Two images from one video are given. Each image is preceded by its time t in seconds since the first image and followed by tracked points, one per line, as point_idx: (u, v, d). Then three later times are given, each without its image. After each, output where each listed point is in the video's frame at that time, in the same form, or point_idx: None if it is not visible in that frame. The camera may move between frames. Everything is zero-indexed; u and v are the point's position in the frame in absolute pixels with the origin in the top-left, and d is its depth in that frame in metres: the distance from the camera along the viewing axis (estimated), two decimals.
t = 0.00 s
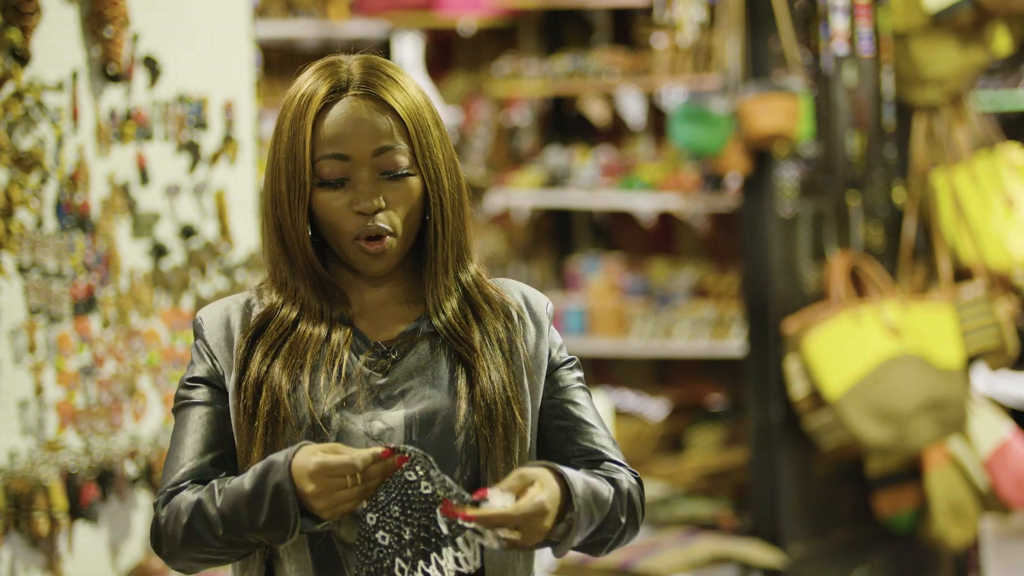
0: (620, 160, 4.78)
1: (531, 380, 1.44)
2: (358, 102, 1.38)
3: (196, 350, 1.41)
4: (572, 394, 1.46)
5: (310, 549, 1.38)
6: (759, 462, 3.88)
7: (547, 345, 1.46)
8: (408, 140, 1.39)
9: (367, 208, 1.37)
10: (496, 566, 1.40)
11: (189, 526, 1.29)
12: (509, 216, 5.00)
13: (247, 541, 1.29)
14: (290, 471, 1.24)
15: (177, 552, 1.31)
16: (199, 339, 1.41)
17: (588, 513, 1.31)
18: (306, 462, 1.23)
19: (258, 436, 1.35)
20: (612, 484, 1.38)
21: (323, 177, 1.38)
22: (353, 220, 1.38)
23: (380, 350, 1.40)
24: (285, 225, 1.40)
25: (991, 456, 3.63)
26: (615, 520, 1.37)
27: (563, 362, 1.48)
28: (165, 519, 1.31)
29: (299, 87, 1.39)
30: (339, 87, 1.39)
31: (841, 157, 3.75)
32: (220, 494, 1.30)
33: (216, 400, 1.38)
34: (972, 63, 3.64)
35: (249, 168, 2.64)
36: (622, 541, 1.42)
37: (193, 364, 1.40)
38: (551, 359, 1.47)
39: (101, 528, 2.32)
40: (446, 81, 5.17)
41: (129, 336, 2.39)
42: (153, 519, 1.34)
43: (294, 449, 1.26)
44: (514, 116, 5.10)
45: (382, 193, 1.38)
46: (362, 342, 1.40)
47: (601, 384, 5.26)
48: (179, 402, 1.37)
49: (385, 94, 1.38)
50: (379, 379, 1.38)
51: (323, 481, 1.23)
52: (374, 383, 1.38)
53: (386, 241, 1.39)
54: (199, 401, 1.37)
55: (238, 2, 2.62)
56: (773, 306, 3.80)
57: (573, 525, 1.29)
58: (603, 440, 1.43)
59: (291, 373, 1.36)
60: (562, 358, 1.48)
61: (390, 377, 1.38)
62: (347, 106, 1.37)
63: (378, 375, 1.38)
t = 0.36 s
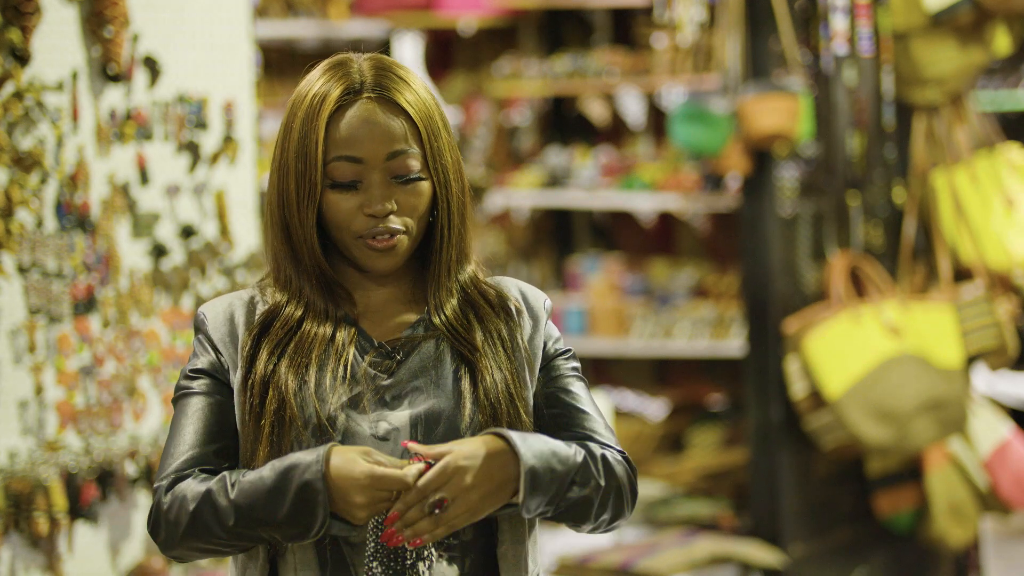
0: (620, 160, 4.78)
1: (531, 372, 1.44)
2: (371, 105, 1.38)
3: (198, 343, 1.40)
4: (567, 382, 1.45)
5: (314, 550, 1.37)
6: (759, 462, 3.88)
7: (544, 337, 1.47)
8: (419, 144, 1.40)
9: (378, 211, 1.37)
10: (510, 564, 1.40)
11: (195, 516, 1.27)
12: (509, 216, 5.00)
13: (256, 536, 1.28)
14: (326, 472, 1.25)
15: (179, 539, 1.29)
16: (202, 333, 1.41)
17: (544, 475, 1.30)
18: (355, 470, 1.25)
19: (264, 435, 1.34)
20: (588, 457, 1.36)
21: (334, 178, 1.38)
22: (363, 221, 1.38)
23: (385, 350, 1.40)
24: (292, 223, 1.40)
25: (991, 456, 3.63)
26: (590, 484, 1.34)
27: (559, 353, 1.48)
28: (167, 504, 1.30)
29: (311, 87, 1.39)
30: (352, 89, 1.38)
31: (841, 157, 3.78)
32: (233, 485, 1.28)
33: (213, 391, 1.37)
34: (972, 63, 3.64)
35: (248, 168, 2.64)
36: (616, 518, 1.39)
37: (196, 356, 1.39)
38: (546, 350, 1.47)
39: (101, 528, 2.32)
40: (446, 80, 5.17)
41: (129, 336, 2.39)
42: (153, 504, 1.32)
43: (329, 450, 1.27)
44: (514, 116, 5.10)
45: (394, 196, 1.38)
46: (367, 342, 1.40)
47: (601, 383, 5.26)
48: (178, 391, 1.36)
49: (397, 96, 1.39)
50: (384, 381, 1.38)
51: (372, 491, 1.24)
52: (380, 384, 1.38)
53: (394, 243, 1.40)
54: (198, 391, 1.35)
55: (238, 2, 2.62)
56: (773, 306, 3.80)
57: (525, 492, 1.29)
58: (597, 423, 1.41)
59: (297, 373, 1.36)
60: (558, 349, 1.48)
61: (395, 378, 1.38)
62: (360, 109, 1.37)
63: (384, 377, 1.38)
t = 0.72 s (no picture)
0: (620, 160, 4.78)
1: (530, 377, 1.44)
2: (369, 105, 1.37)
3: (196, 347, 1.41)
4: (565, 391, 1.45)
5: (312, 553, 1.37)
6: (759, 462, 3.88)
7: (543, 341, 1.46)
8: (417, 144, 1.40)
9: (375, 212, 1.37)
10: (500, 567, 1.39)
11: (185, 525, 1.29)
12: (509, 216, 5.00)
13: (240, 549, 1.29)
14: (293, 487, 1.24)
15: (176, 551, 1.31)
16: (199, 336, 1.41)
17: (517, 501, 1.30)
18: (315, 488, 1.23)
19: (260, 438, 1.35)
20: (578, 484, 1.36)
21: (331, 178, 1.37)
22: (360, 222, 1.38)
23: (383, 351, 1.40)
24: (290, 224, 1.40)
25: (991, 456, 3.63)
26: (572, 513, 1.35)
27: (560, 359, 1.48)
28: (163, 514, 1.31)
29: (309, 86, 1.39)
30: (350, 88, 1.38)
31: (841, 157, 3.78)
32: (217, 497, 1.29)
33: (214, 397, 1.38)
34: (972, 63, 3.64)
35: (249, 168, 2.63)
36: (603, 538, 1.40)
37: (194, 361, 1.40)
38: (547, 355, 1.47)
39: (101, 528, 2.31)
40: (446, 80, 5.17)
41: (129, 336, 2.39)
42: (151, 515, 1.34)
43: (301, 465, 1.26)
44: (514, 116, 5.10)
45: (391, 197, 1.38)
46: (365, 343, 1.41)
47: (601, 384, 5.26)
48: (178, 398, 1.37)
49: (395, 96, 1.38)
50: (381, 383, 1.38)
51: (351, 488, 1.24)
52: (378, 386, 1.38)
53: (391, 244, 1.40)
54: (197, 398, 1.36)
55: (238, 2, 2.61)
56: (773, 306, 3.80)
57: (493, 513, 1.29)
58: (596, 439, 1.42)
59: (294, 375, 1.36)
60: (559, 354, 1.48)
61: (393, 380, 1.39)
62: (358, 109, 1.37)
63: (381, 379, 1.38)
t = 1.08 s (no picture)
0: (620, 160, 4.79)
1: (529, 379, 1.44)
2: (374, 99, 1.38)
3: (190, 366, 1.42)
4: (560, 403, 1.45)
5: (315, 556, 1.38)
6: (759, 462, 3.88)
7: (542, 347, 1.46)
8: (422, 140, 1.40)
9: (379, 206, 1.37)
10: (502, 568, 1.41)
11: None
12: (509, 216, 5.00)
13: None
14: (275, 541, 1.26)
15: None
16: (193, 349, 1.42)
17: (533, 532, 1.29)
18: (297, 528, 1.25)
19: (258, 442, 1.35)
20: (582, 516, 1.36)
21: (337, 173, 1.38)
22: (363, 218, 1.38)
23: (381, 352, 1.40)
24: (290, 223, 1.40)
25: (991, 456, 3.63)
26: (571, 548, 1.35)
27: (558, 369, 1.47)
28: (166, 561, 1.35)
29: (309, 83, 1.39)
30: (355, 83, 1.39)
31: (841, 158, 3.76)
32: (209, 547, 1.32)
33: (212, 424, 1.39)
34: (972, 63, 3.64)
35: (249, 168, 2.63)
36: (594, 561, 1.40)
37: (187, 386, 1.41)
38: (545, 362, 1.47)
39: (101, 528, 2.31)
40: (446, 80, 5.17)
41: (129, 336, 2.39)
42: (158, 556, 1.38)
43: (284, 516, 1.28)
44: (514, 116, 5.10)
45: (395, 190, 1.39)
46: (362, 346, 1.40)
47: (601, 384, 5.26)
48: (176, 428, 1.39)
49: (400, 91, 1.39)
50: (379, 386, 1.38)
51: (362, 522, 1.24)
52: (375, 389, 1.38)
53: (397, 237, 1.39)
54: (195, 428, 1.38)
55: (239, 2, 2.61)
56: (773, 306, 3.80)
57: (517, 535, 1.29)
58: (587, 458, 1.42)
59: (291, 379, 1.37)
60: (556, 364, 1.47)
61: (391, 383, 1.39)
62: (362, 103, 1.38)
63: (379, 381, 1.38)
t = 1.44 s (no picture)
0: (620, 160, 4.79)
1: (529, 384, 1.44)
2: (383, 89, 1.39)
3: (187, 365, 1.43)
4: (563, 413, 1.45)
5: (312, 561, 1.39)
6: (759, 462, 3.88)
7: (543, 352, 1.45)
8: (429, 131, 1.41)
9: (388, 192, 1.37)
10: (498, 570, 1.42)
11: None
12: (509, 216, 4.99)
13: None
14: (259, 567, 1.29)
15: None
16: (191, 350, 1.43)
17: None
18: None
19: (257, 442, 1.36)
20: (583, 551, 1.37)
21: (344, 154, 1.38)
22: (372, 205, 1.38)
23: (380, 355, 1.40)
24: (296, 215, 1.39)
25: (991, 456, 3.63)
26: None
27: (559, 376, 1.47)
28: (155, 566, 1.36)
29: (315, 77, 1.39)
30: (364, 75, 1.39)
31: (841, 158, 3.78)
32: (203, 560, 1.33)
33: (205, 427, 1.40)
34: (972, 63, 3.64)
35: (248, 168, 2.65)
36: None
37: (183, 386, 1.41)
38: (547, 367, 1.47)
39: (101, 528, 2.31)
40: (446, 80, 5.17)
41: (129, 336, 2.39)
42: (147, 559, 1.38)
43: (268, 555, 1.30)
44: (514, 116, 5.10)
45: (404, 179, 1.39)
46: (361, 350, 1.41)
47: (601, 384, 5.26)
48: (171, 429, 1.40)
49: (411, 82, 1.41)
50: (378, 388, 1.38)
51: None
52: (375, 392, 1.38)
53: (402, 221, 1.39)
54: (187, 427, 1.39)
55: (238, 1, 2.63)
56: (773, 306, 3.80)
57: None
58: (590, 471, 1.43)
59: (290, 382, 1.37)
60: (558, 372, 1.47)
61: (390, 386, 1.39)
62: (372, 93, 1.38)
63: (378, 385, 1.39)
